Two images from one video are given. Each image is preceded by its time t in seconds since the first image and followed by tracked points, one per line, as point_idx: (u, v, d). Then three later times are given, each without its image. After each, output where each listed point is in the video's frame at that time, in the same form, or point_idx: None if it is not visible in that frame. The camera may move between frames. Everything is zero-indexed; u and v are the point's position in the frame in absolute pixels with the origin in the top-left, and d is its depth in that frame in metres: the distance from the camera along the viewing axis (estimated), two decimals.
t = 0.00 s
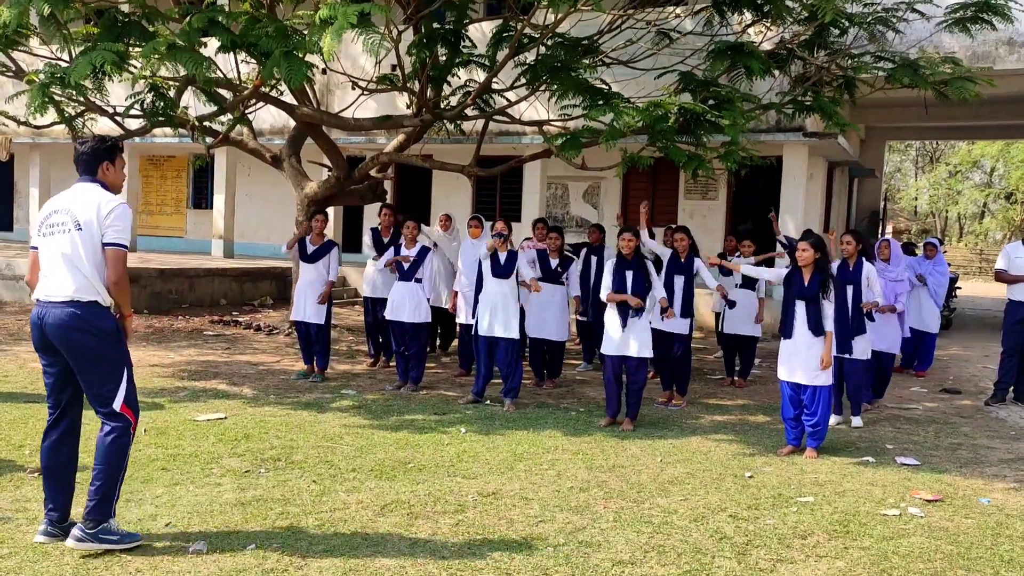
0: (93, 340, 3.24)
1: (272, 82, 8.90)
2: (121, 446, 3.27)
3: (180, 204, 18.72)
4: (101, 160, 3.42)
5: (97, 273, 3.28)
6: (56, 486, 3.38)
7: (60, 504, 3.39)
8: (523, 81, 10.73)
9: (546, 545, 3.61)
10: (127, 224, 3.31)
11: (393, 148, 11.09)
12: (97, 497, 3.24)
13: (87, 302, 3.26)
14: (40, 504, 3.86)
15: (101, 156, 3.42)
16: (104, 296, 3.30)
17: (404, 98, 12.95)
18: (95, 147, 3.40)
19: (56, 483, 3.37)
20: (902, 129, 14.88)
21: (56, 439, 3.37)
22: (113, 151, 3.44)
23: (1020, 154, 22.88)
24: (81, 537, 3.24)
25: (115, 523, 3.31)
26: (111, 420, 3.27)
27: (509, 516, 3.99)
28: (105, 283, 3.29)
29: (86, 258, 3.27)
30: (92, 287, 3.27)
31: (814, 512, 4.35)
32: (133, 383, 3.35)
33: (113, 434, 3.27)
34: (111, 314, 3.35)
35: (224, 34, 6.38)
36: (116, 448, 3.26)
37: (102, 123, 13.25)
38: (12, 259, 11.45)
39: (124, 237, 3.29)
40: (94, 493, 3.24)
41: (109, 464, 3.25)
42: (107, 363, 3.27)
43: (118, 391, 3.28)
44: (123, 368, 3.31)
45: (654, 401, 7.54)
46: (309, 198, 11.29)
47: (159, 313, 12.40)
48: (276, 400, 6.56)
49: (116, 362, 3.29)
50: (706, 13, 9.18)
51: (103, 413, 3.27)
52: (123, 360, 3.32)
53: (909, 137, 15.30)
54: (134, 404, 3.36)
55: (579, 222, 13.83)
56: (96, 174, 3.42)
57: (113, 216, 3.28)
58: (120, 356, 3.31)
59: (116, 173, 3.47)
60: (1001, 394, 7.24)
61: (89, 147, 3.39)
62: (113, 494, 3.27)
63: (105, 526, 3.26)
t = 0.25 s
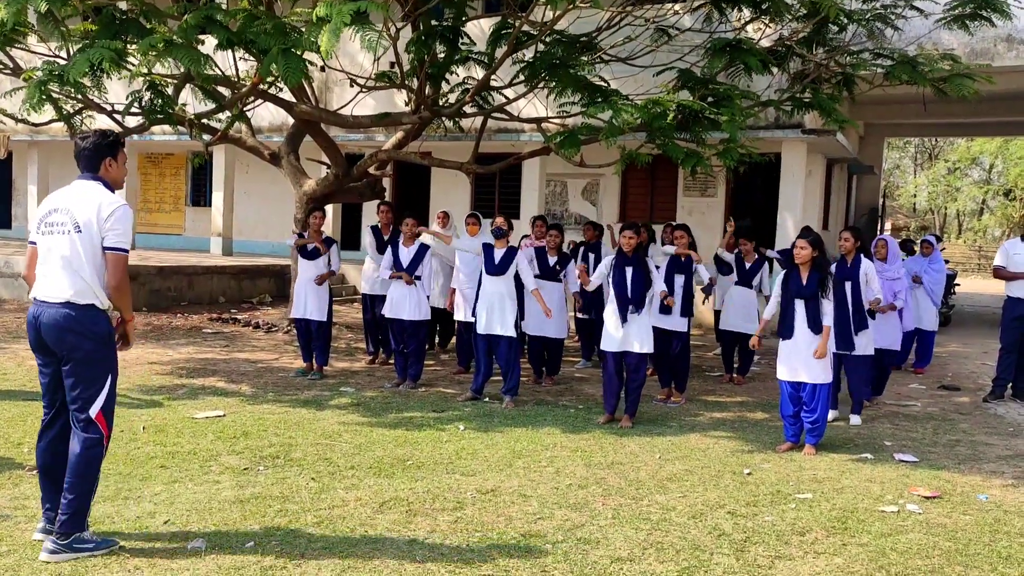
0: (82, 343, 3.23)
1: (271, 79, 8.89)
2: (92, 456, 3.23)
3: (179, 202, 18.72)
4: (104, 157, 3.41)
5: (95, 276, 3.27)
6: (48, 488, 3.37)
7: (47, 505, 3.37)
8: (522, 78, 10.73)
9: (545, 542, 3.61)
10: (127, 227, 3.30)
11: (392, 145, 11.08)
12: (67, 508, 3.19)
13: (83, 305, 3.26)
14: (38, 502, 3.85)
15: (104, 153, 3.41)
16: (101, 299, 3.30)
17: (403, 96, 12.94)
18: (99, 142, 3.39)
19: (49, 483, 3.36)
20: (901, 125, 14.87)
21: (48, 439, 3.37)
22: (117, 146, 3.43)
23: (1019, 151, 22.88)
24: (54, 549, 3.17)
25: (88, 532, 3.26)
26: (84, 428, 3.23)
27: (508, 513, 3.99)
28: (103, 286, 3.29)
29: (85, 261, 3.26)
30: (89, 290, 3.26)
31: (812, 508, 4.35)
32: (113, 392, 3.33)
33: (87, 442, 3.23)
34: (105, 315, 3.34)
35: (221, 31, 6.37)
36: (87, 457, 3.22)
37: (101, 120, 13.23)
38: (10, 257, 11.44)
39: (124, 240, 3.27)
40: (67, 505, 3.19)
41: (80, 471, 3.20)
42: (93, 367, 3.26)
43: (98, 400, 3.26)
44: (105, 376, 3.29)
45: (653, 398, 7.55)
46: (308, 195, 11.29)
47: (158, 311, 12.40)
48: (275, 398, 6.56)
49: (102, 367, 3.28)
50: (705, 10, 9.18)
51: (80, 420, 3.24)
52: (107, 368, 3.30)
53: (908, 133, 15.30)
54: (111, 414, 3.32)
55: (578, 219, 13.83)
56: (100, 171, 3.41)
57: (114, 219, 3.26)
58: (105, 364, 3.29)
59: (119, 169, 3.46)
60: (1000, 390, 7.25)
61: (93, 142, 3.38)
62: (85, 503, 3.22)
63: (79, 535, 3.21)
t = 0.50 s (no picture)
0: (79, 344, 3.23)
1: (270, 77, 8.89)
2: (90, 458, 3.23)
3: (178, 200, 18.72)
4: (116, 158, 3.42)
5: (92, 278, 3.28)
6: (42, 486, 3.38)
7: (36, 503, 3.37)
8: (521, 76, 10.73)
9: (544, 540, 3.61)
10: (131, 230, 3.31)
11: (391, 143, 11.09)
12: (66, 511, 3.19)
13: (77, 304, 3.25)
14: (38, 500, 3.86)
15: (116, 154, 3.42)
16: (96, 301, 3.31)
17: (402, 94, 12.95)
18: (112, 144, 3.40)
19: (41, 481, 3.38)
20: (900, 123, 14.88)
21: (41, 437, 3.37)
22: (129, 148, 3.45)
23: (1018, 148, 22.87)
24: (53, 549, 3.17)
25: (88, 531, 3.27)
26: (80, 429, 3.24)
27: (506, 511, 3.99)
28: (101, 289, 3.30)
29: (83, 261, 3.26)
30: (84, 291, 3.26)
31: (811, 505, 4.35)
32: (109, 393, 3.32)
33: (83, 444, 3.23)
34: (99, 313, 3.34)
35: (219, 29, 6.36)
36: (83, 459, 3.22)
37: (99, 118, 13.22)
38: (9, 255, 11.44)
39: (128, 244, 3.29)
40: (63, 508, 3.19)
41: (76, 473, 3.20)
42: (87, 368, 3.25)
43: (93, 401, 3.26)
44: (101, 377, 3.28)
45: (652, 395, 7.57)
46: (307, 194, 11.30)
47: (157, 309, 12.40)
48: (274, 396, 6.57)
49: (98, 367, 3.27)
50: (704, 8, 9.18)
51: (76, 422, 3.24)
52: (103, 369, 3.29)
53: (907, 131, 15.30)
54: (107, 415, 3.32)
55: (577, 217, 13.84)
56: (110, 172, 3.42)
57: (119, 222, 3.28)
58: (101, 364, 3.29)
59: (130, 171, 3.48)
60: (998, 387, 7.26)
61: (106, 144, 3.39)
62: (84, 505, 3.22)
63: (77, 535, 3.22)
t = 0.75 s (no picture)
0: (76, 340, 3.24)
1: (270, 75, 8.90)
2: (85, 453, 3.22)
3: (178, 198, 18.74)
4: (112, 155, 3.43)
5: (89, 271, 3.29)
6: (34, 485, 3.36)
7: (34, 501, 3.38)
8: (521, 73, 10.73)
9: (544, 536, 3.61)
10: (127, 222, 3.32)
11: (391, 141, 11.08)
12: (62, 510, 3.19)
13: (76, 300, 3.26)
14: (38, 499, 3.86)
15: (112, 150, 3.43)
16: (93, 294, 3.32)
17: (402, 91, 12.96)
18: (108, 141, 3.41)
19: (28, 483, 3.34)
20: (900, 119, 14.87)
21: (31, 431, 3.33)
22: (127, 147, 3.47)
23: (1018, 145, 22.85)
24: (54, 547, 3.18)
25: (87, 529, 3.27)
26: (72, 425, 3.22)
27: (507, 507, 4.00)
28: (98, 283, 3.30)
29: (81, 255, 3.27)
30: (81, 285, 3.27)
31: (811, 502, 4.37)
32: (102, 391, 3.32)
33: (77, 440, 3.23)
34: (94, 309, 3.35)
35: (217, 26, 6.36)
36: (77, 454, 3.20)
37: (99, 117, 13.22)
38: (10, 253, 11.44)
39: (124, 236, 3.30)
40: (59, 507, 3.19)
41: (70, 468, 3.20)
42: (82, 364, 3.25)
43: (87, 399, 3.25)
44: (94, 375, 3.29)
45: (652, 392, 7.58)
46: (307, 191, 11.31)
47: (157, 307, 12.41)
48: (274, 394, 6.57)
49: (93, 364, 3.28)
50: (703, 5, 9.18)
51: (69, 418, 3.23)
52: (96, 366, 3.29)
53: (907, 127, 15.29)
54: (100, 414, 3.32)
55: (577, 214, 13.84)
56: (105, 167, 3.42)
57: (114, 214, 3.28)
58: (95, 362, 3.29)
59: (126, 168, 3.48)
60: (998, 384, 7.26)
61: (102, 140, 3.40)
62: (81, 503, 3.22)
63: (77, 533, 3.22)
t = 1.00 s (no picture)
0: (77, 337, 3.25)
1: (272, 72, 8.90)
2: (92, 448, 3.24)
3: (181, 196, 18.77)
4: (98, 152, 3.43)
5: (84, 267, 3.30)
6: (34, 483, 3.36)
7: (36, 500, 3.37)
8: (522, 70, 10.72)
9: (546, 533, 3.61)
10: (116, 218, 3.32)
11: (393, 138, 11.08)
12: (68, 504, 3.21)
13: (74, 297, 3.27)
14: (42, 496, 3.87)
15: (97, 148, 3.43)
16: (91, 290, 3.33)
17: (404, 88, 12.96)
18: (91, 135, 3.42)
19: (27, 482, 3.34)
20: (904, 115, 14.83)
21: (31, 429, 3.34)
22: (112, 144, 3.47)
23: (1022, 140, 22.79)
24: (58, 543, 3.20)
25: (92, 525, 3.29)
26: (79, 420, 3.24)
27: (510, 504, 4.00)
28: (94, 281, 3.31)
29: (77, 252, 3.28)
30: (78, 282, 3.28)
31: (814, 498, 4.36)
32: (107, 386, 3.34)
33: (85, 435, 3.24)
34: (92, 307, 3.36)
35: (219, 24, 6.38)
36: (84, 450, 3.22)
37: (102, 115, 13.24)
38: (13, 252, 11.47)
39: (112, 232, 3.29)
40: (65, 501, 3.21)
41: (78, 464, 3.22)
42: (83, 360, 3.26)
43: (91, 394, 3.27)
44: (99, 371, 3.30)
45: (655, 389, 7.59)
46: (309, 188, 11.33)
47: (161, 305, 12.44)
48: (277, 391, 6.59)
49: (94, 360, 3.29)
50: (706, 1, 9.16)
51: (75, 415, 3.24)
52: (100, 362, 3.31)
53: (911, 123, 15.25)
54: (106, 408, 3.33)
55: (580, 211, 13.85)
56: (91, 165, 3.43)
57: (105, 209, 3.29)
58: (99, 358, 3.30)
59: (111, 165, 3.49)
60: (1002, 379, 7.24)
61: (87, 135, 3.40)
62: (87, 498, 3.24)
63: (82, 529, 3.24)
